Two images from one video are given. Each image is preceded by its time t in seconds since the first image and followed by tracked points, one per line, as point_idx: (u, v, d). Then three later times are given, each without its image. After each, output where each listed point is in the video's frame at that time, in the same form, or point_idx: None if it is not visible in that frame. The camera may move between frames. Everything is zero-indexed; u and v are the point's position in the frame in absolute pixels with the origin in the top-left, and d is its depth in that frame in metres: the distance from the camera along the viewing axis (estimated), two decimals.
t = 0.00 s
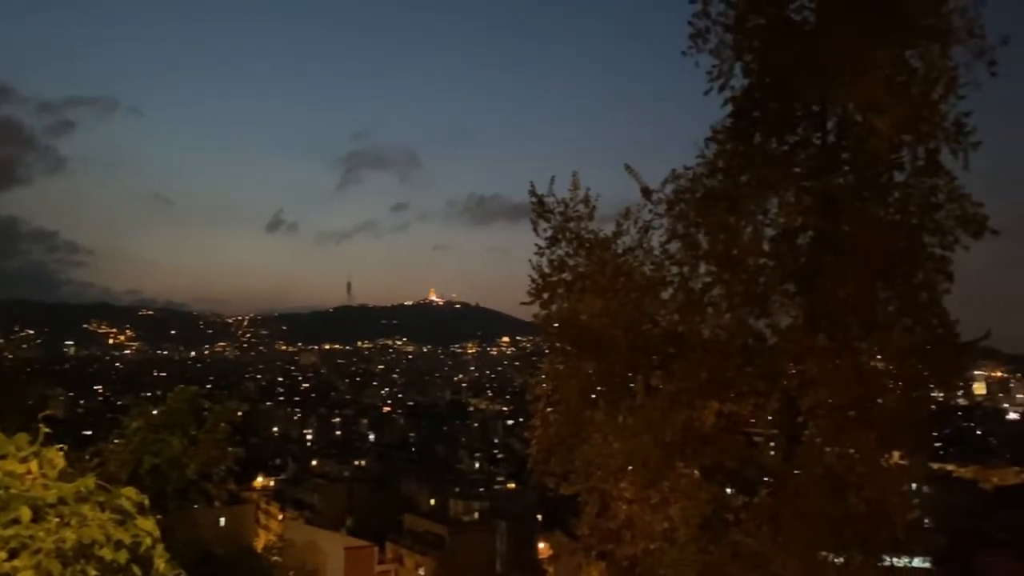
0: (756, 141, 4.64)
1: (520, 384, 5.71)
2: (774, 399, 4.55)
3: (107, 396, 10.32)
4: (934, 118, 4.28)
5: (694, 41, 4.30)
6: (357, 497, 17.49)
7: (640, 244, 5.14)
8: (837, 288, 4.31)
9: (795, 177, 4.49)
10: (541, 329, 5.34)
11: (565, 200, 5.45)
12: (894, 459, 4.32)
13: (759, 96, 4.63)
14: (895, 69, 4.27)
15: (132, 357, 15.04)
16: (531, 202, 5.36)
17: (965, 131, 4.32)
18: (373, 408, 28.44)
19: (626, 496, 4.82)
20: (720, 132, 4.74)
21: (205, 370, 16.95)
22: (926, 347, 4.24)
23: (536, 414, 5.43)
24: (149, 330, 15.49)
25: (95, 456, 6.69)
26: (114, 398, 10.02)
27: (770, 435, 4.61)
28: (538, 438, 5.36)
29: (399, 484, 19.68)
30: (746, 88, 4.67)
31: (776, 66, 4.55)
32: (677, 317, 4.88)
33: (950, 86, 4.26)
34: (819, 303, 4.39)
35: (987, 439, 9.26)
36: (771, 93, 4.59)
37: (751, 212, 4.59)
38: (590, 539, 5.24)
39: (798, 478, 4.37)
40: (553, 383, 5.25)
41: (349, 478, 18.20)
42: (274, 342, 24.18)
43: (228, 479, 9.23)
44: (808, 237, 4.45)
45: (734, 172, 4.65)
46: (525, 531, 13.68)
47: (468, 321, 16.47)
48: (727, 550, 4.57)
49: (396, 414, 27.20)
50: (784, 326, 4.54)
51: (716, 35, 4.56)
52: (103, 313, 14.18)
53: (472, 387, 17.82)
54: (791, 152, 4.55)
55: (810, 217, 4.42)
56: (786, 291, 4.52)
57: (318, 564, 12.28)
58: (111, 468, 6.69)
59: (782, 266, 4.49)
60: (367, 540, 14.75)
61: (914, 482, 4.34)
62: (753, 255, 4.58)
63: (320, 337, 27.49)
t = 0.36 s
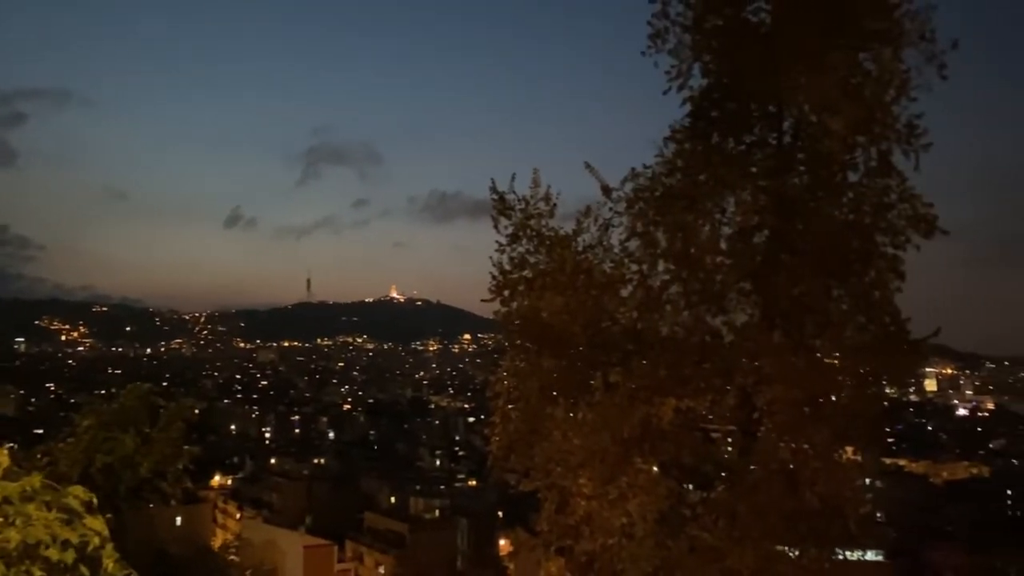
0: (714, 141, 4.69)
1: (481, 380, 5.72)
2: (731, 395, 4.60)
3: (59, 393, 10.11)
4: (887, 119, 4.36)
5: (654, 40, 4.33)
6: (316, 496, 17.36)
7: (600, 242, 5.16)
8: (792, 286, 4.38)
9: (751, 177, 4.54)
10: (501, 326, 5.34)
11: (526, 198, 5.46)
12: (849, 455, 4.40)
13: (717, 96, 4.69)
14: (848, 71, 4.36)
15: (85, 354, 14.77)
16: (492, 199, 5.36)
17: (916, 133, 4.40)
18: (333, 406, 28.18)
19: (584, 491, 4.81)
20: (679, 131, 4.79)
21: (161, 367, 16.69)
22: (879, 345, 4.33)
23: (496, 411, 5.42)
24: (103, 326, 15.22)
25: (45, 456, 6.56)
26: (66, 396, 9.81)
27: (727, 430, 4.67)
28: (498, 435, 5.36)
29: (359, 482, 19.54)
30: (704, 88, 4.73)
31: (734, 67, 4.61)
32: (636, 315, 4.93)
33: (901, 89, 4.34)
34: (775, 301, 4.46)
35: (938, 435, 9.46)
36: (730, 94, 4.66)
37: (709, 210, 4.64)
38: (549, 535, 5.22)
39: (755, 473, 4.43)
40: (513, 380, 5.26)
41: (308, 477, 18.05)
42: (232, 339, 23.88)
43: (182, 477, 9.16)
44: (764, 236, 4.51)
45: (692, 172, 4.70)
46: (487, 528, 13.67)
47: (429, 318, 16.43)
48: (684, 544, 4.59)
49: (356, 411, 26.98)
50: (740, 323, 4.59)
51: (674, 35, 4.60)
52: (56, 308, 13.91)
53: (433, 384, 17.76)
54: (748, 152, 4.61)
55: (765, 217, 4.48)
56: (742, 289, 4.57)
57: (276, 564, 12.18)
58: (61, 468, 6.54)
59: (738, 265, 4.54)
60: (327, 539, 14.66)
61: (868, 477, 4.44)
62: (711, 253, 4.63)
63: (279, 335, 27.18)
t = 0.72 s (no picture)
0: (676, 139, 4.72)
1: (445, 377, 5.71)
2: (692, 391, 4.65)
3: (13, 391, 9.93)
4: (845, 120, 4.41)
5: (617, 39, 4.35)
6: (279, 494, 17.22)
7: (564, 239, 5.17)
8: (752, 284, 4.42)
9: (712, 176, 4.59)
10: (465, 323, 5.34)
11: (490, 195, 5.45)
12: (808, 451, 4.45)
13: (680, 95, 4.72)
14: (807, 72, 4.42)
15: (42, 351, 14.51)
16: (456, 195, 5.34)
17: (873, 133, 4.46)
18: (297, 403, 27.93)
19: (547, 487, 4.84)
20: (642, 130, 4.82)
21: (120, 364, 16.44)
22: (836, 342, 4.40)
23: (460, 408, 5.42)
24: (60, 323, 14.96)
25: None
26: (21, 393, 9.64)
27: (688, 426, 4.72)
28: (462, 431, 5.36)
29: (322, 480, 19.37)
30: (667, 88, 4.76)
31: (697, 67, 4.64)
32: (599, 312, 4.96)
33: (859, 89, 4.40)
34: (736, 298, 4.51)
35: (895, 431, 9.62)
36: (692, 93, 4.69)
37: (671, 209, 4.69)
38: (511, 531, 5.20)
39: (716, 468, 4.49)
40: (477, 377, 5.27)
41: (270, 474, 17.89)
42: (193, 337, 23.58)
43: (140, 475, 9.34)
44: (725, 234, 4.58)
45: (655, 170, 4.73)
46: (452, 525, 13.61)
47: (393, 314, 16.34)
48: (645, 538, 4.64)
49: (320, 408, 26.75)
50: (701, 320, 4.64)
51: (637, 34, 4.64)
52: (10, 305, 13.65)
53: (397, 381, 17.64)
54: (709, 151, 4.65)
55: (726, 216, 4.55)
56: (703, 287, 4.62)
57: (238, 562, 12.07)
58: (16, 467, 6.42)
59: (700, 263, 4.59)
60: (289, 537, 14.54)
61: (827, 472, 4.50)
62: (673, 251, 4.68)
63: (241, 331, 26.85)
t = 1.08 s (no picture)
0: (636, 138, 4.76)
1: (405, 373, 5.68)
2: (651, 387, 4.68)
3: None
4: (801, 120, 4.47)
5: (577, 37, 4.37)
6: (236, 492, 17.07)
7: (524, 236, 5.18)
8: (709, 281, 4.49)
9: (671, 175, 4.64)
10: (426, 319, 5.33)
11: (451, 191, 5.43)
12: (764, 447, 4.52)
13: (639, 94, 4.76)
14: (764, 73, 4.47)
15: None
16: (417, 191, 5.33)
17: (828, 134, 4.53)
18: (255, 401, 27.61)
19: (506, 484, 4.84)
20: (602, 129, 4.85)
21: (72, 360, 16.16)
22: (791, 339, 4.47)
23: (419, 404, 5.40)
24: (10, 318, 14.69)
25: None
26: None
27: (647, 422, 4.74)
28: (421, 428, 5.34)
29: (280, 478, 19.17)
30: (627, 87, 4.79)
31: (657, 66, 4.68)
32: (559, 308, 4.98)
33: (815, 91, 4.46)
34: (694, 296, 4.56)
35: (849, 427, 9.81)
36: (652, 92, 4.72)
37: (630, 207, 4.72)
38: (469, 528, 5.18)
39: (674, 464, 4.54)
40: (437, 373, 5.26)
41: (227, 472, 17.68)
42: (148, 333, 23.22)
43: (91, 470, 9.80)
44: (683, 233, 4.63)
45: (615, 168, 4.76)
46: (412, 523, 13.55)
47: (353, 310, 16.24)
48: (603, 534, 4.68)
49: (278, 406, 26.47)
50: (659, 317, 4.69)
51: (598, 33, 4.66)
52: None
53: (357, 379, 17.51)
54: (668, 150, 4.70)
55: (684, 214, 4.60)
56: (662, 284, 4.67)
57: (193, 561, 11.93)
58: None
59: (659, 261, 4.64)
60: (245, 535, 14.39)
61: (783, 468, 4.56)
62: (632, 249, 4.71)
63: (197, 327, 26.46)
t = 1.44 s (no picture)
0: (596, 137, 4.79)
1: (363, 370, 5.63)
2: (609, 386, 4.71)
3: None
4: (758, 122, 4.53)
5: (539, 36, 4.38)
6: (192, 491, 16.84)
7: (484, 234, 5.17)
8: (667, 281, 4.55)
9: (631, 174, 4.68)
10: (385, 316, 5.30)
11: (411, 187, 5.41)
12: (721, 445, 4.59)
13: (600, 94, 4.79)
14: (722, 75, 4.53)
15: None
16: (377, 187, 5.30)
17: (784, 137, 4.61)
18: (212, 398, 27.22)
19: (465, 482, 4.81)
20: (563, 128, 4.87)
21: (22, 357, 15.81)
22: (748, 338, 4.53)
23: (377, 402, 5.37)
24: None
25: None
26: None
27: (606, 420, 4.77)
28: (379, 426, 5.31)
29: (237, 476, 18.93)
30: (587, 86, 4.81)
31: (617, 66, 4.72)
32: (519, 306, 4.99)
33: (772, 93, 4.53)
34: (653, 294, 4.61)
35: (804, 425, 9.98)
36: (612, 92, 4.76)
37: (591, 206, 4.74)
38: (428, 527, 5.13)
39: (632, 461, 4.57)
40: (396, 371, 5.23)
41: (183, 471, 17.43)
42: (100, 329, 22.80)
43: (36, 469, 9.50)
44: (642, 232, 4.68)
45: (576, 167, 4.78)
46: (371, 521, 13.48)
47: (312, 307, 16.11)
48: (561, 531, 4.69)
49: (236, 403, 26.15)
50: (618, 316, 4.73)
51: (560, 32, 4.69)
52: None
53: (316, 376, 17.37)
54: (627, 150, 4.74)
55: (644, 214, 4.64)
56: (621, 283, 4.71)
57: (147, 562, 11.72)
58: None
59: (619, 260, 4.68)
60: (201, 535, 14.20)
61: (739, 465, 4.65)
62: (592, 248, 4.74)
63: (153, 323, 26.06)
